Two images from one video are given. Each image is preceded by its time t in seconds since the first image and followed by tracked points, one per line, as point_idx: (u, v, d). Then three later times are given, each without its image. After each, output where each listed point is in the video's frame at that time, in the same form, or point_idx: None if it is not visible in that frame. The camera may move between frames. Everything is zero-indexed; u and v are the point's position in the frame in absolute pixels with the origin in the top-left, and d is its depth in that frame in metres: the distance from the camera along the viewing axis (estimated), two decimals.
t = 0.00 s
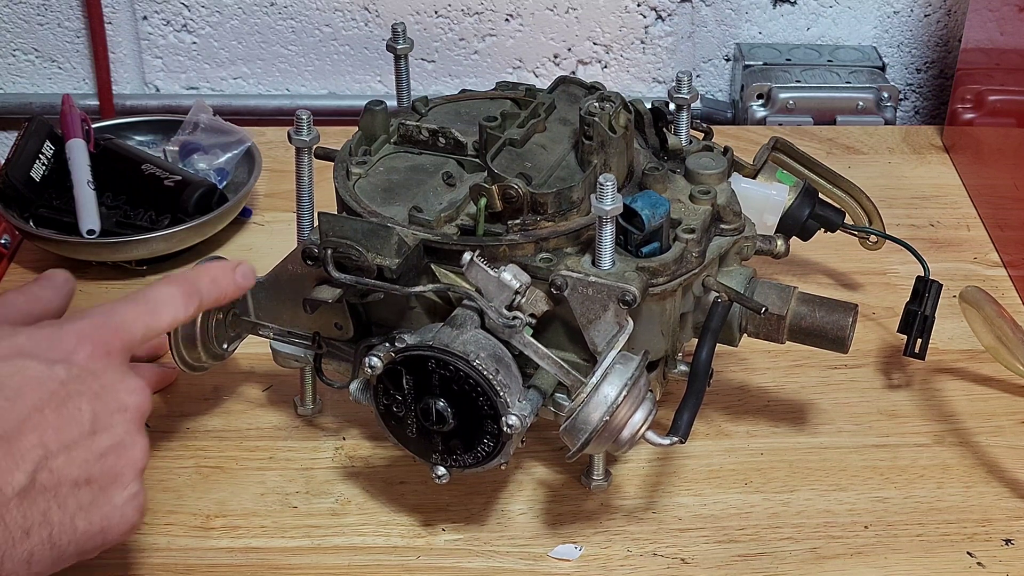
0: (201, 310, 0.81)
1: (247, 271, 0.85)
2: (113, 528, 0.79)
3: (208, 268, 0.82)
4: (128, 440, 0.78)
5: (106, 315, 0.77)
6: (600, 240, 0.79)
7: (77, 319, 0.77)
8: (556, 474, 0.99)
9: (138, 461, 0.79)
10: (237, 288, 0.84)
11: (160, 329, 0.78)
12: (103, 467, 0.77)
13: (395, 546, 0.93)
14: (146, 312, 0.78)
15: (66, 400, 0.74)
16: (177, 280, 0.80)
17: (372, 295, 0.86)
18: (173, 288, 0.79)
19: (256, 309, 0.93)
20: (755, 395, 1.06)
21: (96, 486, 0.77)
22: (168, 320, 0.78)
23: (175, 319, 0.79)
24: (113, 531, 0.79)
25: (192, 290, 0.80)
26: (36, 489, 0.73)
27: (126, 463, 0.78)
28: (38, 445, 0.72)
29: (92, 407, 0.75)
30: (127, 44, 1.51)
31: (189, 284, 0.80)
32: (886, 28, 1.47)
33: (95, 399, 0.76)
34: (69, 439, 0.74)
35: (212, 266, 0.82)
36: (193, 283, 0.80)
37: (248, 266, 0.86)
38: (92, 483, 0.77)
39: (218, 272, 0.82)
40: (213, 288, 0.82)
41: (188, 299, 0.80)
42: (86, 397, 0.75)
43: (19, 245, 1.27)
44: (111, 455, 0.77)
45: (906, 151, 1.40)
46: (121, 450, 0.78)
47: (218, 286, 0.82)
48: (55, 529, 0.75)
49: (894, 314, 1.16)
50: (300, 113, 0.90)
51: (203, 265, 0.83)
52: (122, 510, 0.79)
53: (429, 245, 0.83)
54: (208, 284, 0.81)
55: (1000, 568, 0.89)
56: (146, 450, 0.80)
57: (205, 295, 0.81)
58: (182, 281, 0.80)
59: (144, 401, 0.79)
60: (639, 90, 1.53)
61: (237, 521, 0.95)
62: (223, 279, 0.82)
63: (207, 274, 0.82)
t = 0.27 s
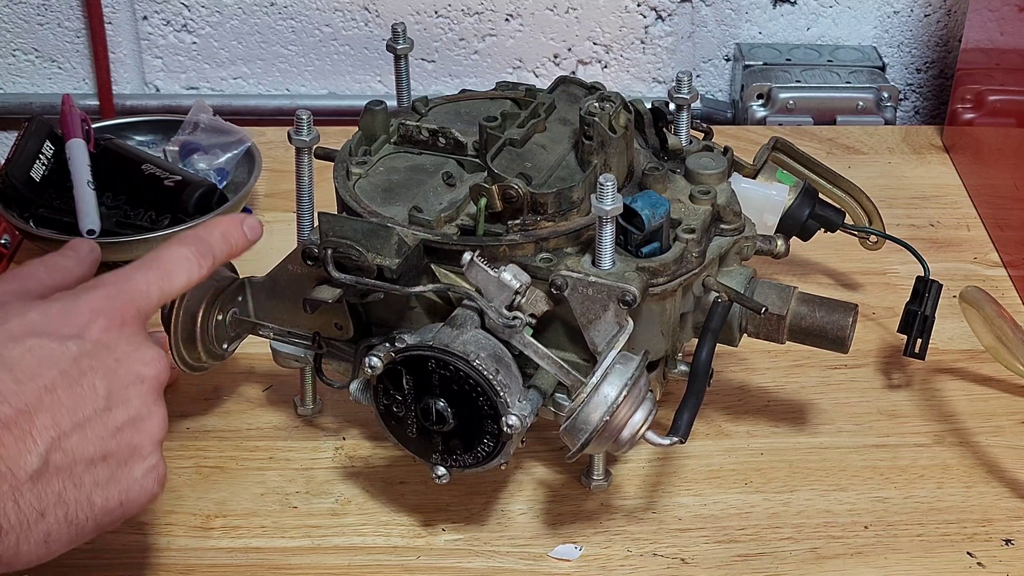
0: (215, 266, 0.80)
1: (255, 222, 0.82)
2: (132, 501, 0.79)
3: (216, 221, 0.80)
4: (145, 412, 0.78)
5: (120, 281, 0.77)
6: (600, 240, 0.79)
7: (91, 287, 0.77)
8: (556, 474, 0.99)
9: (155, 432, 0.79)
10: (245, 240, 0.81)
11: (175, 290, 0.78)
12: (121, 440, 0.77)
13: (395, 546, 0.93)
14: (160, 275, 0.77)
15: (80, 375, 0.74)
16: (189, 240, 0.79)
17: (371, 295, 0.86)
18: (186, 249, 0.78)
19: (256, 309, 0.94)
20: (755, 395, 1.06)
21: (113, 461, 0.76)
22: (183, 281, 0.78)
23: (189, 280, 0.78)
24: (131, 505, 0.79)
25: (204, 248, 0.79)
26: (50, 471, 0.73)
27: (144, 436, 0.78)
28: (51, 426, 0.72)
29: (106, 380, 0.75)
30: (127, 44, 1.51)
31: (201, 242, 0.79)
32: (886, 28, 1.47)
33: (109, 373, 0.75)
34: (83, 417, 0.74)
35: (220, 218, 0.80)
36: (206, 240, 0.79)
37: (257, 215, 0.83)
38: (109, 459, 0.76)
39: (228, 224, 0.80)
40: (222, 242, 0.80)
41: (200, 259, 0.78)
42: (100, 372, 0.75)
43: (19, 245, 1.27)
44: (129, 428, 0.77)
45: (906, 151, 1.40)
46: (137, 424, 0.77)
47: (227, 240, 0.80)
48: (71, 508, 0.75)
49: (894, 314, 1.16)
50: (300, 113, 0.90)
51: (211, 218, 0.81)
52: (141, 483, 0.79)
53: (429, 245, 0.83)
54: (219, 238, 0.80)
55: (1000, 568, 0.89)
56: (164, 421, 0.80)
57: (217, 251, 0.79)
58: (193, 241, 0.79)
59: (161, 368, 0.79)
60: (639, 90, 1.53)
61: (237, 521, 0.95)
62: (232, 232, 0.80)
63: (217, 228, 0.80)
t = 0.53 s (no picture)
0: (189, 317, 0.84)
1: (242, 271, 0.88)
2: (111, 531, 0.79)
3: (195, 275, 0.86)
4: (120, 448, 0.79)
5: (94, 330, 0.80)
6: (600, 240, 0.79)
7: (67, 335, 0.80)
8: (555, 474, 0.99)
9: (129, 470, 0.80)
10: (231, 288, 0.87)
11: (147, 341, 0.82)
12: (99, 469, 0.78)
13: (395, 546, 0.93)
14: (133, 324, 0.81)
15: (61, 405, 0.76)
16: (165, 292, 0.83)
17: (371, 295, 0.86)
18: (162, 299, 0.83)
19: (256, 309, 0.93)
20: (755, 395, 1.06)
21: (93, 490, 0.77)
22: (156, 331, 0.82)
23: (161, 331, 0.82)
24: (111, 536, 0.79)
25: (180, 300, 0.84)
26: (37, 490, 0.74)
27: (120, 469, 0.79)
28: (37, 447, 0.74)
29: (85, 413, 0.77)
30: (127, 44, 1.51)
31: (177, 294, 0.84)
32: (886, 28, 1.47)
33: (87, 407, 0.77)
34: (65, 442, 0.75)
35: (202, 271, 0.86)
36: (181, 293, 0.84)
37: (244, 266, 0.90)
38: (88, 488, 0.77)
39: (209, 276, 0.86)
40: (203, 293, 0.85)
41: (173, 310, 0.83)
42: (80, 405, 0.77)
43: (20, 245, 1.28)
44: (107, 460, 0.78)
45: (906, 151, 1.40)
46: (114, 457, 0.79)
47: (209, 290, 0.85)
48: (55, 532, 0.75)
49: (894, 314, 1.16)
50: (298, 113, 0.90)
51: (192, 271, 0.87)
52: (119, 515, 0.79)
53: (429, 245, 0.83)
54: (198, 290, 0.85)
55: (1000, 568, 0.89)
56: (137, 459, 0.81)
57: (192, 303, 0.84)
58: (169, 292, 0.83)
59: (133, 411, 0.81)
60: (639, 90, 1.53)
61: (237, 521, 0.95)
62: (215, 282, 0.86)
63: (198, 280, 0.85)
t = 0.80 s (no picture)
0: (198, 292, 0.80)
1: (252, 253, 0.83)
2: (108, 498, 0.78)
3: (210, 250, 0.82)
4: (117, 411, 0.77)
5: (98, 293, 0.78)
6: (600, 240, 0.79)
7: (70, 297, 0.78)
8: (555, 474, 0.99)
9: (128, 433, 0.79)
10: (243, 270, 0.82)
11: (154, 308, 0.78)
12: (94, 436, 0.76)
13: (395, 546, 0.93)
14: (140, 288, 0.78)
15: (55, 372, 0.74)
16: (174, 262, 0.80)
17: (372, 295, 0.86)
18: (170, 268, 0.79)
19: (256, 309, 0.93)
20: (755, 395, 1.06)
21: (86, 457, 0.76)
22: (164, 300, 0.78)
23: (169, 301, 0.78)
24: (107, 501, 0.78)
25: (189, 273, 0.79)
26: (24, 462, 0.73)
27: (116, 433, 0.77)
28: (25, 417, 0.72)
29: (79, 380, 0.75)
30: (127, 44, 1.51)
31: (186, 266, 0.80)
32: (886, 28, 1.47)
33: (82, 371, 0.75)
34: (56, 411, 0.74)
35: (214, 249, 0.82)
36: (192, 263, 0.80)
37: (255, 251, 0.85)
38: (82, 455, 0.76)
39: (220, 255, 0.81)
40: (212, 269, 0.80)
41: (183, 279, 0.79)
42: (74, 369, 0.75)
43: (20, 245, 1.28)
44: (102, 425, 0.76)
45: (906, 151, 1.40)
46: (111, 422, 0.77)
47: (219, 268, 0.81)
48: (45, 501, 0.74)
49: (894, 314, 1.16)
50: (298, 114, 0.90)
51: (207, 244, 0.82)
52: (116, 480, 0.78)
53: (429, 245, 0.83)
54: (208, 266, 0.80)
55: (1000, 568, 0.89)
56: (137, 421, 0.79)
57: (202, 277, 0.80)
58: (179, 262, 0.79)
59: (133, 372, 0.79)
60: (639, 90, 1.53)
61: (238, 521, 0.95)
62: (225, 261, 0.81)
63: (209, 256, 0.81)
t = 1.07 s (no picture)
0: (188, 316, 0.85)
1: (235, 267, 0.88)
2: (112, 532, 0.79)
3: (194, 271, 0.86)
4: (120, 447, 0.81)
5: (95, 332, 0.82)
6: (599, 240, 0.79)
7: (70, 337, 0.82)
8: (555, 474, 0.99)
9: (132, 468, 0.81)
10: (226, 284, 0.87)
11: (147, 341, 0.83)
12: (98, 470, 0.79)
13: (395, 546, 0.93)
14: (132, 323, 0.83)
15: (60, 408, 0.78)
16: (161, 291, 0.84)
17: (371, 295, 0.86)
18: (160, 298, 0.84)
19: (256, 309, 0.93)
20: (755, 395, 1.06)
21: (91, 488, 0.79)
22: (155, 331, 0.83)
23: (161, 331, 0.83)
24: (112, 537, 0.80)
25: (177, 298, 0.84)
26: (33, 487, 0.76)
27: (120, 468, 0.80)
28: (33, 444, 0.76)
29: (83, 414, 0.79)
30: (127, 44, 1.51)
31: (174, 293, 0.85)
32: (886, 28, 1.47)
33: (86, 407, 0.79)
34: (63, 441, 0.78)
35: (197, 269, 0.86)
36: (180, 291, 0.85)
37: (238, 262, 0.89)
38: (88, 486, 0.79)
39: (204, 275, 0.86)
40: (199, 291, 0.85)
41: (172, 308, 0.84)
42: (78, 404, 0.79)
43: (19, 245, 1.28)
44: (105, 459, 0.80)
45: (906, 151, 1.40)
46: (114, 457, 0.80)
47: (205, 287, 0.86)
48: (54, 529, 0.77)
49: (894, 314, 1.16)
50: (301, 114, 0.89)
51: (191, 267, 0.87)
52: (120, 514, 0.80)
53: (429, 245, 0.83)
54: (194, 288, 0.85)
55: (1000, 568, 0.89)
56: (140, 459, 0.82)
57: (189, 300, 0.85)
58: (168, 291, 0.84)
59: (136, 410, 0.82)
60: (639, 90, 1.53)
61: (238, 521, 0.95)
62: (209, 281, 0.86)
63: (193, 279, 0.86)
